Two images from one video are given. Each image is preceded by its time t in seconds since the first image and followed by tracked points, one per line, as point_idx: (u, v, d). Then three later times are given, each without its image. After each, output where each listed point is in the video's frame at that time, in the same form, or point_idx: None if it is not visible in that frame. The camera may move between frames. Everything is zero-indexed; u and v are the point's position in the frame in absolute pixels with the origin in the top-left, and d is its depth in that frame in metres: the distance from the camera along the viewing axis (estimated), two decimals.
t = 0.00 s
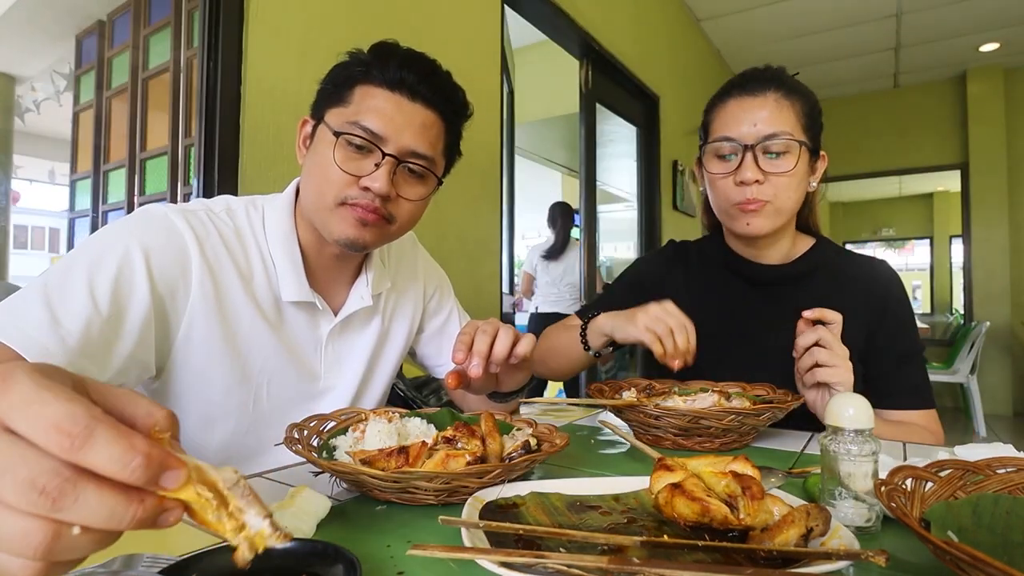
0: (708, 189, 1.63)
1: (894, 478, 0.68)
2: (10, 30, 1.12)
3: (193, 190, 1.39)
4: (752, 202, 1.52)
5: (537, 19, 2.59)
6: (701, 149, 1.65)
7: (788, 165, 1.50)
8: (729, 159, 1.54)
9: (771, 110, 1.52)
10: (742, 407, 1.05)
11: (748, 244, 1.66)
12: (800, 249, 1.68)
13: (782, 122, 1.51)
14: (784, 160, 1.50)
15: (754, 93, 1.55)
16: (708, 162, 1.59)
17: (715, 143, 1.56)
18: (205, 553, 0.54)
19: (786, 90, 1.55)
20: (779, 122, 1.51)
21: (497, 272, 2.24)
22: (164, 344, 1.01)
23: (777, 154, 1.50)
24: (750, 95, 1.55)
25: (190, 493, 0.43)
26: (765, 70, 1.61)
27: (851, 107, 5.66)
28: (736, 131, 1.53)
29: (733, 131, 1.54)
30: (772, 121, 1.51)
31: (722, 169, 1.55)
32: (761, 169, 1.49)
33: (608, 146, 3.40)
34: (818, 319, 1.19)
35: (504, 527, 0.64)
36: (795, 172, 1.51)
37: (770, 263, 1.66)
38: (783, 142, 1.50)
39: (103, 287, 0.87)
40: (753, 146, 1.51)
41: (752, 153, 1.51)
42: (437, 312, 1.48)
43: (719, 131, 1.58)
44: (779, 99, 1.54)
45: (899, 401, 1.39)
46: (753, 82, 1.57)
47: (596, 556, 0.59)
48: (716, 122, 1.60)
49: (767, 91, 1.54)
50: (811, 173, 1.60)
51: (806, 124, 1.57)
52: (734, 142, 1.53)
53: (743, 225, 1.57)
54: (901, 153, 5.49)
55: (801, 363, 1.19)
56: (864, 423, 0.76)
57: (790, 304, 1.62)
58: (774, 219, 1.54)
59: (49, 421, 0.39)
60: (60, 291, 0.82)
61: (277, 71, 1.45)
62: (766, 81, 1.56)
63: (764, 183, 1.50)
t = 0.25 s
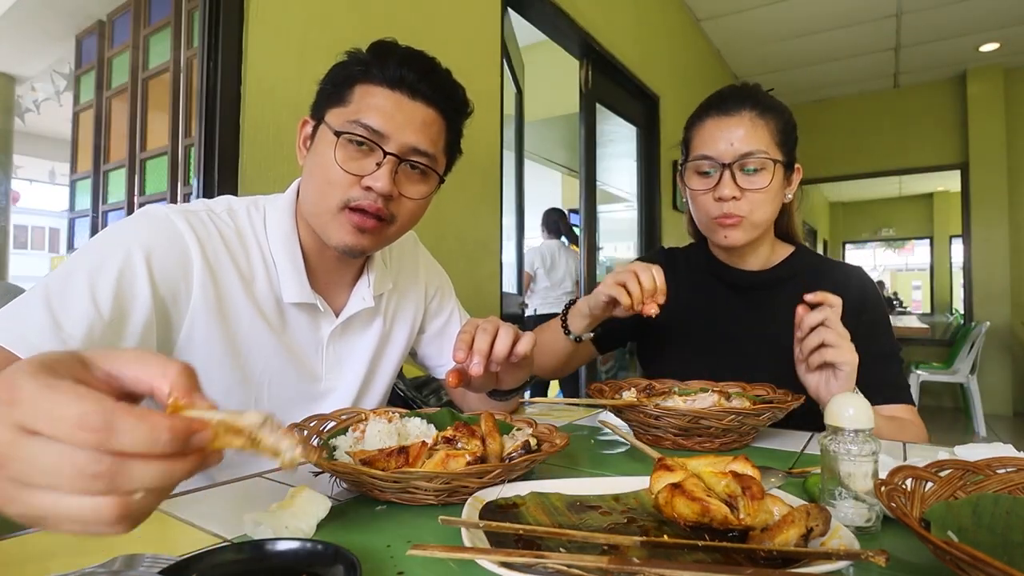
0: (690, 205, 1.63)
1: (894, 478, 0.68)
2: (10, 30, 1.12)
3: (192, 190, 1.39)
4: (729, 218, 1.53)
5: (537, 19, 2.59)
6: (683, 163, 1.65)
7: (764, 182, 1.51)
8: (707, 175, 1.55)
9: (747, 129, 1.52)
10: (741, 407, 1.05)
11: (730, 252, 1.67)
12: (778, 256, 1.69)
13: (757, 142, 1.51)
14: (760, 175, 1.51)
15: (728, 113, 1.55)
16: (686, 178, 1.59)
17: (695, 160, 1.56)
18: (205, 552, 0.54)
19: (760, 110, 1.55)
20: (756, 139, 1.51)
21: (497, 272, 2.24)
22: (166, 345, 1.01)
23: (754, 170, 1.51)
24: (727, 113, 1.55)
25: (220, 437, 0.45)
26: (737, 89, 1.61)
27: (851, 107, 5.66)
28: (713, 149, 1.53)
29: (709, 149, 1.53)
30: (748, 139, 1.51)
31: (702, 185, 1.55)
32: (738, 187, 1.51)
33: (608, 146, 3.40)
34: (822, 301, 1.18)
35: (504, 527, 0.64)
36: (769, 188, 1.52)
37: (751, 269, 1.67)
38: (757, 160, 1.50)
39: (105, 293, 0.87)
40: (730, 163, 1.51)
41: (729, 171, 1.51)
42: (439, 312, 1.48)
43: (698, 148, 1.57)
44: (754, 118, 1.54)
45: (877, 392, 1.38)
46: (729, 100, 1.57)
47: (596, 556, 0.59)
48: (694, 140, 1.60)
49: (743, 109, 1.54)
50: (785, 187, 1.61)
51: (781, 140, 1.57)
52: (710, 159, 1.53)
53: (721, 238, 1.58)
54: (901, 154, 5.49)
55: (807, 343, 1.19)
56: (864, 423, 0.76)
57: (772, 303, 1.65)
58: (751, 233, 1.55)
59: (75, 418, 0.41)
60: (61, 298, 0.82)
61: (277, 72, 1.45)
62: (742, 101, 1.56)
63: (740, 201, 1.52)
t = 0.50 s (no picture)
0: (693, 199, 1.65)
1: (894, 478, 0.68)
2: (9, 30, 1.12)
3: (193, 190, 1.39)
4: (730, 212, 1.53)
5: (537, 19, 2.59)
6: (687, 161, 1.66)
7: (766, 177, 1.51)
8: (712, 171, 1.56)
9: (751, 126, 1.53)
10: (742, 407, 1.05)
11: (734, 253, 1.66)
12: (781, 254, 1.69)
13: (761, 139, 1.52)
14: (763, 171, 1.51)
15: (730, 113, 1.56)
16: (692, 174, 1.60)
17: (700, 156, 1.57)
18: (204, 552, 0.54)
19: (761, 112, 1.55)
20: (760, 136, 1.52)
21: (497, 272, 2.24)
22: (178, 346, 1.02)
23: (758, 167, 1.51)
24: (731, 112, 1.56)
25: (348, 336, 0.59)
26: (744, 89, 1.61)
27: (851, 107, 5.66)
28: (719, 145, 1.54)
29: (715, 145, 1.54)
30: (753, 136, 1.52)
31: (706, 181, 1.56)
32: (742, 181, 1.50)
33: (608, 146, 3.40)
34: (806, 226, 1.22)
35: (504, 527, 0.64)
36: (773, 183, 1.51)
37: (756, 268, 1.67)
38: (761, 157, 1.51)
39: (119, 301, 0.86)
40: (734, 159, 1.52)
41: (733, 166, 1.52)
42: (447, 315, 1.48)
43: (702, 145, 1.58)
44: (758, 117, 1.55)
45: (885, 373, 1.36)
46: (730, 103, 1.57)
47: (596, 556, 0.59)
48: (699, 138, 1.61)
49: (746, 108, 1.55)
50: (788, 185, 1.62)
51: (785, 139, 1.58)
52: (716, 156, 1.54)
53: (723, 234, 1.58)
54: (901, 154, 5.48)
55: (806, 266, 1.18)
56: (864, 423, 0.76)
57: (772, 301, 1.64)
58: (753, 233, 1.55)
59: (320, 366, 0.57)
60: (74, 307, 0.81)
61: (276, 71, 1.45)
62: (744, 100, 1.57)
63: (743, 195, 1.51)
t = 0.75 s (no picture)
0: (705, 191, 1.65)
1: (894, 478, 0.68)
2: (9, 30, 1.12)
3: (193, 190, 1.39)
4: (742, 201, 1.54)
5: (537, 19, 2.60)
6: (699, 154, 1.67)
7: (782, 168, 1.51)
8: (726, 162, 1.55)
9: (767, 117, 1.53)
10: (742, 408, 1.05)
11: (743, 244, 1.66)
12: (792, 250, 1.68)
13: (777, 129, 1.52)
14: (778, 163, 1.51)
15: (749, 103, 1.56)
16: (706, 164, 1.60)
17: (713, 146, 1.57)
18: (205, 552, 0.54)
19: (779, 101, 1.56)
20: (775, 128, 1.52)
21: (497, 272, 2.24)
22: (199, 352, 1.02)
23: (772, 159, 1.51)
24: (746, 104, 1.56)
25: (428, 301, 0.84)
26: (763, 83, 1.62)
27: (851, 107, 5.66)
28: (733, 136, 1.54)
29: (730, 136, 1.54)
30: (769, 126, 1.52)
31: (717, 171, 1.56)
32: (756, 171, 1.50)
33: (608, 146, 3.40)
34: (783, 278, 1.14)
35: (504, 527, 0.64)
36: (788, 175, 1.51)
37: (767, 263, 1.65)
38: (777, 148, 1.50)
39: (145, 315, 0.86)
40: (750, 148, 1.51)
41: (748, 155, 1.51)
42: (459, 317, 1.51)
43: (716, 136, 1.59)
44: (775, 108, 1.55)
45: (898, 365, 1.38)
46: (749, 91, 1.58)
47: (595, 556, 0.59)
48: (714, 128, 1.61)
49: (763, 99, 1.56)
50: (802, 180, 1.61)
51: (800, 131, 1.58)
52: (731, 145, 1.53)
53: (735, 225, 1.58)
54: (901, 154, 5.48)
55: (801, 308, 1.11)
56: (864, 423, 0.75)
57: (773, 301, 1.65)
58: (766, 219, 1.55)
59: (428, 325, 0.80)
60: (100, 322, 0.81)
61: (276, 71, 1.45)
62: (761, 92, 1.57)
63: (757, 185, 1.51)
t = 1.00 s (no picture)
0: (717, 186, 1.64)
1: (894, 478, 0.68)
2: (9, 30, 1.12)
3: (192, 190, 1.39)
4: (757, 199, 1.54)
5: (537, 19, 2.60)
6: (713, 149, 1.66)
7: (796, 165, 1.51)
8: (740, 157, 1.55)
9: (783, 111, 1.53)
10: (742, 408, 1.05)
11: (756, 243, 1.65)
12: (802, 250, 1.69)
13: (793, 123, 1.52)
14: (793, 159, 1.51)
15: (766, 96, 1.56)
16: (718, 159, 1.59)
17: (726, 140, 1.57)
18: (205, 552, 0.54)
19: (796, 94, 1.57)
20: (791, 122, 1.52)
21: (497, 272, 2.24)
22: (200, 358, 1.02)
23: (787, 154, 1.51)
24: (763, 96, 1.56)
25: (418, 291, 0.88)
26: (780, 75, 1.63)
27: (851, 107, 5.66)
28: (748, 130, 1.54)
29: (745, 130, 1.54)
30: (785, 120, 1.52)
31: (731, 167, 1.56)
32: (770, 167, 1.50)
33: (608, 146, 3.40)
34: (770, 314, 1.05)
35: (504, 527, 0.64)
36: (804, 171, 1.51)
37: (779, 260, 1.66)
38: (793, 142, 1.50)
39: (146, 323, 0.86)
40: (765, 143, 1.52)
41: (763, 150, 1.52)
42: (467, 321, 1.52)
43: (730, 130, 1.59)
44: (791, 102, 1.55)
45: (898, 364, 1.38)
46: (766, 85, 1.58)
47: (596, 556, 0.59)
48: (727, 122, 1.61)
49: (779, 93, 1.56)
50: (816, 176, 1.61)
51: (815, 126, 1.58)
52: (746, 140, 1.53)
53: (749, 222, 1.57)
54: (901, 154, 5.48)
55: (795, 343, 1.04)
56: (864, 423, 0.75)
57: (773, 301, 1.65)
58: (779, 221, 1.54)
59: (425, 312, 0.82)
60: (101, 329, 0.82)
61: (276, 71, 1.45)
62: (778, 85, 1.57)
63: (772, 181, 1.51)
